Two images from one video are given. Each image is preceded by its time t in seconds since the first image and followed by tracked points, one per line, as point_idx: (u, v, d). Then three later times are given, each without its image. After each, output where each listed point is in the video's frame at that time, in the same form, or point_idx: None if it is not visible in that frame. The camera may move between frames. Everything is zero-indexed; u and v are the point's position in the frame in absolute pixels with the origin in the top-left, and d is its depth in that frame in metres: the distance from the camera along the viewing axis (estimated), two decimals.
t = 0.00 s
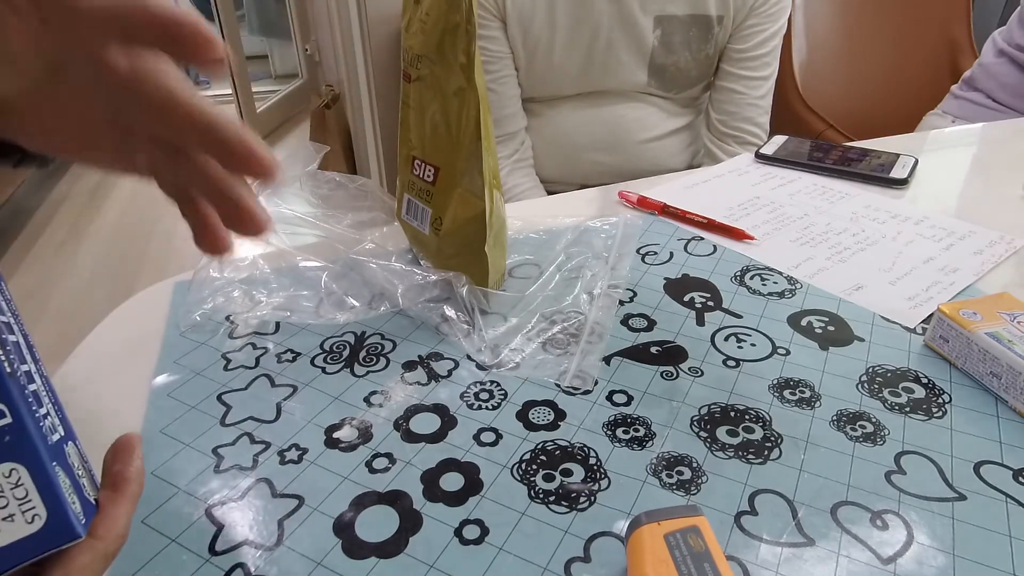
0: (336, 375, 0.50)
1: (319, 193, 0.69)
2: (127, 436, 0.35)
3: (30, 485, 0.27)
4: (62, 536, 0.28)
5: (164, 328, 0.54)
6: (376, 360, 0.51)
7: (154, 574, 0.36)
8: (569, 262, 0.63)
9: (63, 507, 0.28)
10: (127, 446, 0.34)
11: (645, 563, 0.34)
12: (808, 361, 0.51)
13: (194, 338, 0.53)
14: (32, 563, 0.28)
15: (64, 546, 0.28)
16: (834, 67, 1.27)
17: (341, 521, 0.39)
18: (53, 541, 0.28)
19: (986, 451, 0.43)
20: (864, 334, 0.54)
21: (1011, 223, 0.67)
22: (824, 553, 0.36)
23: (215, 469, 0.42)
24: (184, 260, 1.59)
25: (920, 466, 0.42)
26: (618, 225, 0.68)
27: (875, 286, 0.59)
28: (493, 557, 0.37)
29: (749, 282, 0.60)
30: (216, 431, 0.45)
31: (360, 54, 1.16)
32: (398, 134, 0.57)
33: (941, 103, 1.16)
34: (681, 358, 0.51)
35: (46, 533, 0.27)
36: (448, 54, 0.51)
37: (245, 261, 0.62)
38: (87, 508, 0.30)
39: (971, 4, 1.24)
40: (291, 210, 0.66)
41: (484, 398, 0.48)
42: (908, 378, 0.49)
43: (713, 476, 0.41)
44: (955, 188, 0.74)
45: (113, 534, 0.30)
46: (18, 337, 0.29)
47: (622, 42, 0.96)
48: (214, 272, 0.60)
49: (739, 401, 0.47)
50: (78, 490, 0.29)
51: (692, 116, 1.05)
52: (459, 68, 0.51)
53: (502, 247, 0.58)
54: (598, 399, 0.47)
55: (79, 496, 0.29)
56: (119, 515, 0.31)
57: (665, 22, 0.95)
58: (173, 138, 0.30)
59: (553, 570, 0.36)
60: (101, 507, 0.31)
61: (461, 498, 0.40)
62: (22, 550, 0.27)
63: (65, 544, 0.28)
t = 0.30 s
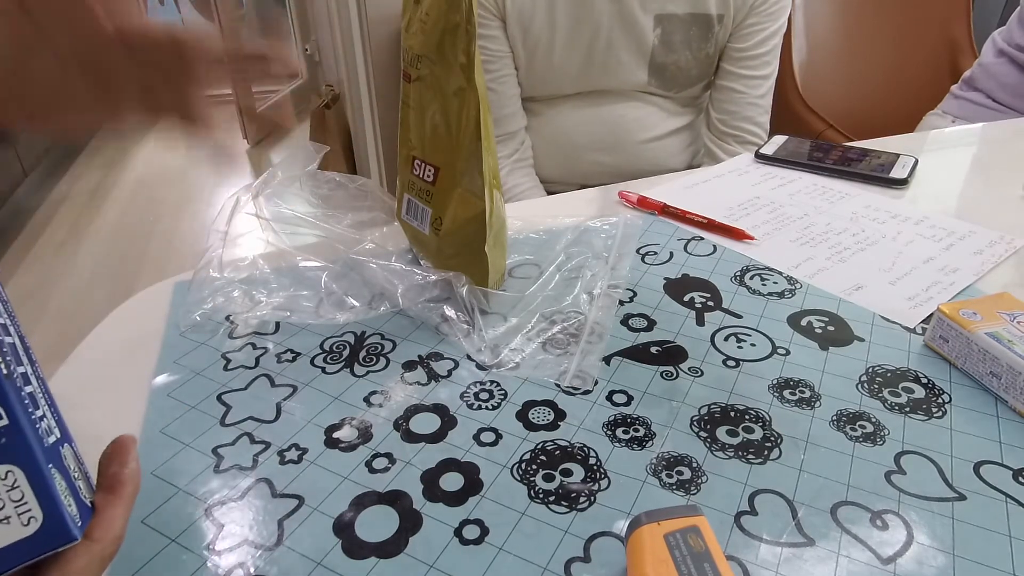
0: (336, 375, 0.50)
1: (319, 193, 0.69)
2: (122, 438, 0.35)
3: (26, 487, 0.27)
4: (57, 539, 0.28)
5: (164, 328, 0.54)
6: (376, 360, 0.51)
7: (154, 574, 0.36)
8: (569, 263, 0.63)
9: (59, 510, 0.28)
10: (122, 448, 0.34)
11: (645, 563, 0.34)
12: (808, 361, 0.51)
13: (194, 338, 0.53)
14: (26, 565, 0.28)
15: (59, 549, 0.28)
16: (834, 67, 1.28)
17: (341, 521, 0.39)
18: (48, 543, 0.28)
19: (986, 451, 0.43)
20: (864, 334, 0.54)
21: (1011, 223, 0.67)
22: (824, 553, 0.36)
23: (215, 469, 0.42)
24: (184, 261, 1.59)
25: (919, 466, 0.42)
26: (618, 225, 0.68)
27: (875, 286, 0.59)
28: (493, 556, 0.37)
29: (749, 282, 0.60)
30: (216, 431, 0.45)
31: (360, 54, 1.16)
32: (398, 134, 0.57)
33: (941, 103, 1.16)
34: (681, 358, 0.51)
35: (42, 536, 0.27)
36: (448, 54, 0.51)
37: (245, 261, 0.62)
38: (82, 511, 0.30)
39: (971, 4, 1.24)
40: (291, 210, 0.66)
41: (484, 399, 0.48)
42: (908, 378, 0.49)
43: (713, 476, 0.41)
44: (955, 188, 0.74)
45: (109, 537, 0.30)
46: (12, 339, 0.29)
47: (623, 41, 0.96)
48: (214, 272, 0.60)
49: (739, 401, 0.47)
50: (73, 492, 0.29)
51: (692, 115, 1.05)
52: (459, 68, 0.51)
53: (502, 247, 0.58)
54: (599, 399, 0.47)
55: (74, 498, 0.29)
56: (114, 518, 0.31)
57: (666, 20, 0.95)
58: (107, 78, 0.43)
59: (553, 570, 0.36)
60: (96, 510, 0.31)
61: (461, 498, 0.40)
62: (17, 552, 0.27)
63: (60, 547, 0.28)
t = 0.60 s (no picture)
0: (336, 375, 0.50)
1: (319, 193, 0.69)
2: (124, 438, 0.35)
3: (31, 489, 0.27)
4: (60, 540, 0.28)
5: (164, 328, 0.54)
6: (376, 360, 0.51)
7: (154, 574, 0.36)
8: (569, 263, 0.63)
9: (64, 511, 0.28)
10: (124, 448, 0.34)
11: (646, 562, 0.34)
12: (808, 361, 0.51)
13: (194, 338, 0.53)
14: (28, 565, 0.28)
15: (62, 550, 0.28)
16: (834, 67, 1.28)
17: (341, 521, 0.39)
18: (51, 544, 0.28)
19: (986, 451, 0.43)
20: (864, 334, 0.54)
21: (1011, 223, 0.67)
22: (824, 553, 0.36)
23: (215, 469, 0.42)
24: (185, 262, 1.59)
25: (920, 466, 0.42)
26: (618, 225, 0.68)
27: (875, 286, 0.59)
28: (493, 556, 0.37)
29: (749, 282, 0.60)
30: (216, 431, 0.45)
31: (360, 54, 1.16)
32: (398, 134, 0.57)
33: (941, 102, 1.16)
34: (681, 358, 0.51)
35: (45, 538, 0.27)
36: (448, 54, 0.51)
37: (245, 261, 0.62)
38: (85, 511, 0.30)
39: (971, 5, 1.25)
40: (291, 210, 0.66)
41: (484, 399, 0.48)
42: (907, 378, 0.49)
43: (713, 476, 0.41)
44: (955, 188, 0.74)
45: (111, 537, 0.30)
46: (17, 339, 0.29)
47: (623, 40, 0.96)
48: (214, 272, 0.60)
49: (739, 401, 0.47)
50: (77, 493, 0.29)
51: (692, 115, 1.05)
52: (459, 69, 0.51)
53: (502, 247, 0.58)
54: (599, 399, 0.47)
55: (78, 499, 0.29)
56: (116, 518, 0.31)
57: (666, 19, 0.95)
58: None
59: (553, 570, 0.36)
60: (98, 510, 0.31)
61: (461, 498, 0.40)
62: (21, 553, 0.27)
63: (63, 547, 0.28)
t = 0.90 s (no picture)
0: (336, 375, 0.50)
1: (319, 193, 0.69)
2: (124, 438, 0.35)
3: (29, 487, 0.27)
4: (59, 539, 0.28)
5: (164, 328, 0.54)
6: (376, 360, 0.51)
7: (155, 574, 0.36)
8: (569, 262, 0.63)
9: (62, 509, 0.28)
10: (124, 448, 0.34)
11: (645, 562, 0.34)
12: (808, 361, 0.51)
13: (194, 339, 0.53)
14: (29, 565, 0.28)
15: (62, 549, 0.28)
16: (835, 67, 1.28)
17: (341, 521, 0.39)
18: (51, 543, 0.28)
19: (986, 451, 0.43)
20: (864, 334, 0.54)
21: (1010, 223, 0.67)
22: (824, 553, 0.36)
23: (215, 469, 0.42)
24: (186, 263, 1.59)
25: (919, 466, 0.42)
26: (618, 225, 0.68)
27: (875, 286, 0.59)
28: (493, 557, 0.37)
29: (749, 282, 0.60)
30: (216, 431, 0.45)
31: (360, 54, 1.16)
32: (398, 134, 0.57)
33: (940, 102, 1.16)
34: (681, 358, 0.51)
35: (45, 536, 0.27)
36: (448, 54, 0.51)
37: (245, 261, 0.62)
38: (85, 510, 0.30)
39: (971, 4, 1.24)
40: (291, 210, 0.66)
41: (484, 399, 0.48)
42: (907, 378, 0.49)
43: (713, 476, 0.41)
44: (955, 188, 0.74)
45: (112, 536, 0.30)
46: (16, 339, 0.29)
47: (623, 40, 0.96)
48: (214, 272, 0.60)
49: (739, 401, 0.47)
50: (76, 492, 0.29)
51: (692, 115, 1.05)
52: (459, 69, 0.51)
53: (502, 247, 0.58)
54: (599, 399, 0.47)
55: (78, 499, 0.29)
56: (117, 517, 0.31)
57: (666, 19, 0.95)
58: None
59: (553, 570, 0.36)
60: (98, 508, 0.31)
61: (461, 498, 0.40)
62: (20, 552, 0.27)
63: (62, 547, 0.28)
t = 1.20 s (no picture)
0: (336, 375, 0.50)
1: (319, 193, 0.69)
2: (136, 441, 0.35)
3: (43, 490, 0.27)
4: (70, 542, 0.28)
5: (164, 329, 0.54)
6: (376, 360, 0.51)
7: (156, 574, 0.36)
8: (569, 262, 0.63)
9: (73, 511, 0.28)
10: (135, 451, 0.34)
11: (645, 562, 0.34)
12: (808, 361, 0.51)
13: (194, 338, 0.53)
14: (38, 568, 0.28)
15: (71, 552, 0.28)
16: (835, 68, 1.28)
17: (341, 521, 0.39)
18: (62, 546, 0.27)
19: (986, 451, 0.43)
20: (864, 334, 0.54)
21: (1010, 223, 0.67)
22: (824, 553, 0.36)
23: (215, 469, 0.42)
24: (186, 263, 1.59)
25: (919, 465, 0.42)
26: (618, 225, 0.68)
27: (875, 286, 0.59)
28: (493, 557, 0.37)
29: (749, 282, 0.60)
30: (216, 431, 0.45)
31: (360, 54, 1.16)
32: (398, 134, 0.57)
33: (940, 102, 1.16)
34: (681, 358, 0.51)
35: (56, 539, 0.27)
36: (449, 54, 0.51)
37: (245, 261, 0.62)
38: (95, 513, 0.30)
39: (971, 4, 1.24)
40: (291, 210, 0.66)
41: (484, 399, 0.48)
42: (907, 377, 0.49)
43: (713, 476, 0.41)
44: (955, 188, 0.74)
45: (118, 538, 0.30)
46: (33, 340, 0.29)
47: (624, 40, 0.96)
48: (214, 272, 0.60)
49: (739, 401, 0.47)
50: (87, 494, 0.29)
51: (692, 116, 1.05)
52: (460, 69, 0.51)
53: (502, 247, 0.58)
54: (599, 399, 0.47)
55: (88, 501, 0.29)
56: (124, 521, 0.31)
57: (666, 20, 0.95)
58: None
59: (553, 570, 0.36)
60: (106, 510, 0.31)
61: (460, 498, 0.40)
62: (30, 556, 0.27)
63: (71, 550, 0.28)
